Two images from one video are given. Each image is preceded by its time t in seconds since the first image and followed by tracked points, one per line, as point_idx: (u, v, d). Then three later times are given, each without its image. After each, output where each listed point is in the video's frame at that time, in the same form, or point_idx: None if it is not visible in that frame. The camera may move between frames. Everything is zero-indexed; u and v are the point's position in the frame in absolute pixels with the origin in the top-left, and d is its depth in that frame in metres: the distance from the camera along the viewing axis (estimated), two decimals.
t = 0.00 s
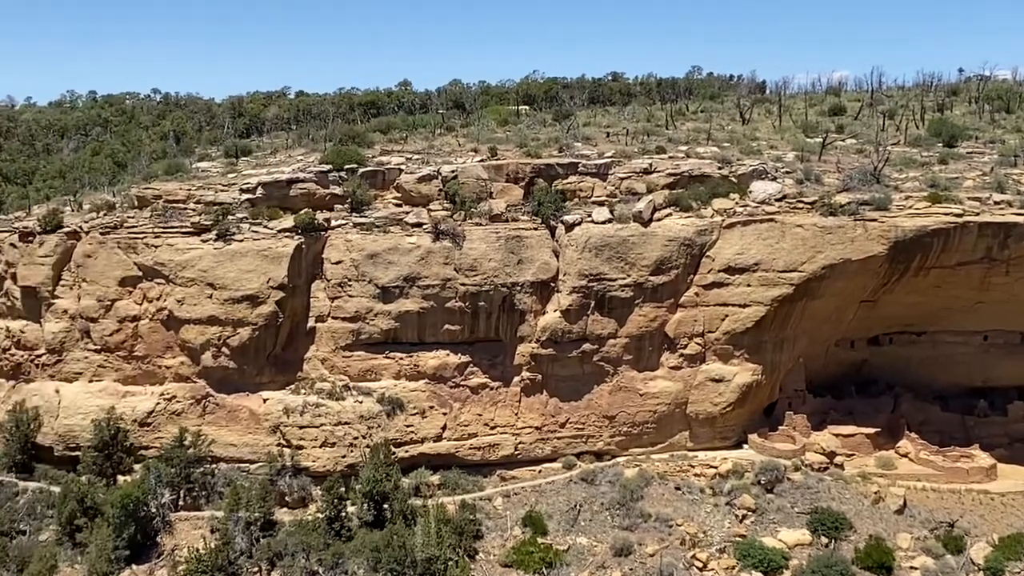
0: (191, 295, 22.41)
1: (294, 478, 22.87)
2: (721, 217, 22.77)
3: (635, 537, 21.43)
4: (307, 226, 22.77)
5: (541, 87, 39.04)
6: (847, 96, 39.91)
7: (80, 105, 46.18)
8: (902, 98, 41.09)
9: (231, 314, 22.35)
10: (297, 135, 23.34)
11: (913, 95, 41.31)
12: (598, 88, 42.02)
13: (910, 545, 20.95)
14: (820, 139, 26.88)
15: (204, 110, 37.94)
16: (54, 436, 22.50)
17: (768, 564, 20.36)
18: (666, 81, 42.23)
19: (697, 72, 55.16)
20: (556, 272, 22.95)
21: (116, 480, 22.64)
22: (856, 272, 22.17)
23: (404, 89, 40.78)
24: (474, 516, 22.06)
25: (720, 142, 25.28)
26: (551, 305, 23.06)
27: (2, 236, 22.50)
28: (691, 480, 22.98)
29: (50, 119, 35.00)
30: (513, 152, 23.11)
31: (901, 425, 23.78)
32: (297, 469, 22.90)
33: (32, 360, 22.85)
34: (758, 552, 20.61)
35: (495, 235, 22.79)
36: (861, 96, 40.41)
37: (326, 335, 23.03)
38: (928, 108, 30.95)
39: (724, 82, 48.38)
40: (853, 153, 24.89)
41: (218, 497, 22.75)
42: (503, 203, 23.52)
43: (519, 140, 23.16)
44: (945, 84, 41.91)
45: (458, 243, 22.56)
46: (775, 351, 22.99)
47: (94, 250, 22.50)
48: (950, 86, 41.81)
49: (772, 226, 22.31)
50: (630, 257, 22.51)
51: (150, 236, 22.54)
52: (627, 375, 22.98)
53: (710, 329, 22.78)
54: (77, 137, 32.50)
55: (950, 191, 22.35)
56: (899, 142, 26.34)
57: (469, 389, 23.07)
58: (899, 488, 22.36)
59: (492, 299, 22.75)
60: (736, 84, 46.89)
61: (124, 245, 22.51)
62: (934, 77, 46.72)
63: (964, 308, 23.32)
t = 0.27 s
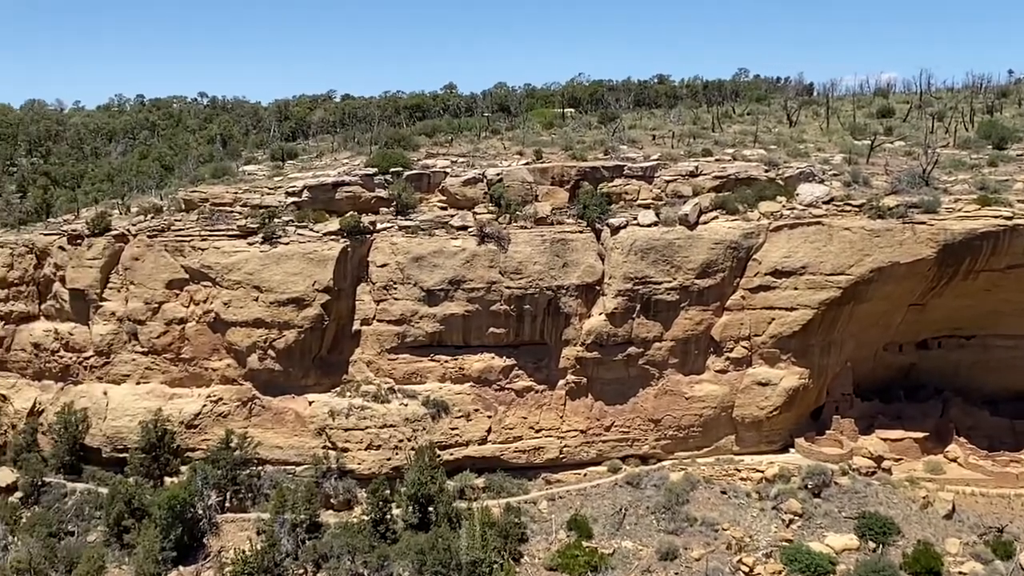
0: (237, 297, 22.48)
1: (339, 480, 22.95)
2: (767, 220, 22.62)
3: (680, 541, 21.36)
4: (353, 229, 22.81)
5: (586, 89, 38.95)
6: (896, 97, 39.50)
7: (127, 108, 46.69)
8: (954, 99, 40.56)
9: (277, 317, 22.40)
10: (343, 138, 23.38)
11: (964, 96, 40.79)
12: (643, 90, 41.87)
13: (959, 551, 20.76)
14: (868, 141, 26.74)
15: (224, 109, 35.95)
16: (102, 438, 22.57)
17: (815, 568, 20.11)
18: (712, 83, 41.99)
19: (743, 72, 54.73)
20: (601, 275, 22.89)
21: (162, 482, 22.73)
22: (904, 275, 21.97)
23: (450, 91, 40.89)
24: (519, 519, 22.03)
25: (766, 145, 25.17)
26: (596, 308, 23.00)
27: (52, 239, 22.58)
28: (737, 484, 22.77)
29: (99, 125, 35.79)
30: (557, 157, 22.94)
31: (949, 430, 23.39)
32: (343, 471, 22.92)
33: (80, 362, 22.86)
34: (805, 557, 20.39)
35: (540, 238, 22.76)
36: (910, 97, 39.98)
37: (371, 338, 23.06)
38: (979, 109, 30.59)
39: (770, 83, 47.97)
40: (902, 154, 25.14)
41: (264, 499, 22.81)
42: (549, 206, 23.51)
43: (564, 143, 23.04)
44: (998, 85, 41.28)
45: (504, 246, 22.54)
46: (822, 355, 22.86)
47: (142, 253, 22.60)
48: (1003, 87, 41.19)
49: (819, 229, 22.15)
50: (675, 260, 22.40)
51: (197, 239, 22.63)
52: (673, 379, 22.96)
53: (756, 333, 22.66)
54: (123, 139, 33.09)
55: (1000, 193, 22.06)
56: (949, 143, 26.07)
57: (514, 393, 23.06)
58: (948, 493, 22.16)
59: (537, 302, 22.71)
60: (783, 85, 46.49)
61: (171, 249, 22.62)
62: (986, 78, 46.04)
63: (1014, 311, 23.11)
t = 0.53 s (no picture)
0: (283, 300, 22.54)
1: (384, 483, 22.97)
2: (813, 223, 22.53)
3: (725, 545, 21.24)
4: (397, 232, 22.85)
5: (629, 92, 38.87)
6: (944, 100, 39.12)
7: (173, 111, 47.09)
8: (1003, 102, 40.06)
9: (322, 319, 22.46)
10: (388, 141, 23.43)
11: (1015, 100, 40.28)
12: (688, 93, 41.70)
13: (1007, 556, 20.54)
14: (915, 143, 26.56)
15: (306, 125, 39.37)
16: (148, 439, 22.68)
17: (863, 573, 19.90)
18: (757, 86, 41.81)
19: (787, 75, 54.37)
20: (645, 278, 22.83)
21: (208, 483, 22.74)
22: (951, 279, 21.81)
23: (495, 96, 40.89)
24: (563, 523, 21.99)
25: (812, 148, 25.07)
26: (641, 312, 22.96)
27: (99, 241, 22.69)
28: (782, 488, 22.73)
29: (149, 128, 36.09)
30: (603, 158, 23.12)
31: (998, 435, 23.14)
32: (387, 474, 22.95)
33: (127, 364, 22.93)
34: (851, 562, 20.25)
35: (585, 241, 22.74)
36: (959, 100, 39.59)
37: (416, 341, 23.10)
38: None
39: (816, 87, 47.64)
40: (950, 159, 24.82)
41: (308, 501, 22.83)
42: (594, 209, 23.50)
43: (610, 147, 23.16)
44: None
45: (548, 249, 22.53)
46: (868, 359, 22.74)
47: (188, 255, 22.71)
48: None
49: (866, 232, 22.02)
50: (720, 263, 22.30)
51: (243, 242, 22.75)
52: (717, 382, 22.90)
53: (802, 336, 22.56)
54: (173, 141, 34.67)
55: None
56: (998, 146, 25.85)
57: (558, 396, 23.06)
58: (996, 499, 21.94)
59: (581, 305, 22.69)
60: (829, 88, 46.14)
61: (217, 251, 22.72)
62: None
63: None
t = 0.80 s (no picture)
0: (327, 302, 22.59)
1: (428, 485, 22.92)
2: (859, 226, 22.42)
3: (770, 549, 21.11)
4: (441, 234, 22.86)
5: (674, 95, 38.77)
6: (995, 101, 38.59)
7: (216, 115, 47.39)
8: None
9: (367, 321, 22.49)
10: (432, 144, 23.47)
11: None
12: (733, 96, 41.49)
13: None
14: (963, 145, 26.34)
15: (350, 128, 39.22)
16: (194, 441, 22.78)
17: None
18: (802, 88, 41.49)
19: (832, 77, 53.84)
20: (690, 281, 22.77)
21: (253, 485, 22.82)
22: (1000, 282, 21.67)
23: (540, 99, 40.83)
24: (607, 526, 21.92)
25: (858, 150, 24.95)
26: (685, 314, 22.91)
27: (146, 243, 22.80)
28: (828, 493, 22.66)
29: (194, 132, 36.99)
30: (648, 161, 23.13)
31: None
32: (431, 476, 22.97)
33: (173, 366, 23.02)
34: (898, 566, 20.19)
35: (629, 243, 22.72)
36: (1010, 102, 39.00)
37: (459, 343, 23.12)
38: None
39: (862, 89, 47.14)
40: (998, 160, 24.70)
41: (352, 503, 22.84)
42: (638, 212, 23.50)
43: (655, 149, 23.15)
44: None
45: (592, 252, 22.52)
46: (915, 362, 22.62)
47: (233, 257, 22.79)
48: None
49: (912, 235, 21.88)
50: (766, 266, 22.21)
51: (288, 244, 22.82)
52: (762, 386, 22.84)
53: (848, 340, 22.43)
54: (218, 143, 35.12)
55: None
56: None
57: (602, 399, 23.04)
58: None
59: (625, 308, 22.65)
60: (876, 90, 45.67)
61: (262, 253, 22.80)
62: None
63: None
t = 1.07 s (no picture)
0: (371, 304, 22.61)
1: (471, 487, 22.97)
2: (905, 229, 22.31)
3: (815, 553, 21.03)
4: (484, 236, 22.86)
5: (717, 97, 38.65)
6: None
7: (261, 118, 47.84)
8: None
9: (410, 323, 22.50)
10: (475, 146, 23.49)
11: None
12: (778, 98, 41.24)
13: None
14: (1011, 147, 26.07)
15: (394, 130, 38.91)
16: (238, 442, 22.88)
17: None
18: (847, 91, 41.15)
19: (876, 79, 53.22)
20: (734, 283, 22.68)
21: (296, 486, 22.87)
22: None
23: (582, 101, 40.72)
24: (650, 529, 21.82)
25: (904, 152, 24.81)
26: (729, 317, 22.84)
27: (191, 245, 22.93)
28: (873, 496, 22.43)
29: (240, 134, 37.60)
30: (691, 163, 23.26)
31: None
32: (474, 478, 22.97)
33: (217, 367, 23.12)
34: (944, 571, 19.77)
35: (673, 246, 22.67)
36: None
37: (503, 345, 23.14)
38: None
39: (909, 90, 46.58)
40: None
41: (396, 505, 22.84)
42: (682, 214, 23.44)
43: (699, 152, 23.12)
44: None
45: (636, 254, 22.48)
46: (960, 366, 22.46)
47: (278, 259, 22.85)
48: None
49: (959, 238, 21.75)
50: (811, 269, 22.12)
51: (332, 246, 22.87)
52: (806, 390, 22.76)
53: (893, 343, 22.29)
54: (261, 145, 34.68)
55: None
56: None
57: (645, 401, 23.02)
58: None
59: (669, 311, 22.60)
60: (923, 92, 45.12)
61: (306, 255, 22.84)
62: None
63: None
